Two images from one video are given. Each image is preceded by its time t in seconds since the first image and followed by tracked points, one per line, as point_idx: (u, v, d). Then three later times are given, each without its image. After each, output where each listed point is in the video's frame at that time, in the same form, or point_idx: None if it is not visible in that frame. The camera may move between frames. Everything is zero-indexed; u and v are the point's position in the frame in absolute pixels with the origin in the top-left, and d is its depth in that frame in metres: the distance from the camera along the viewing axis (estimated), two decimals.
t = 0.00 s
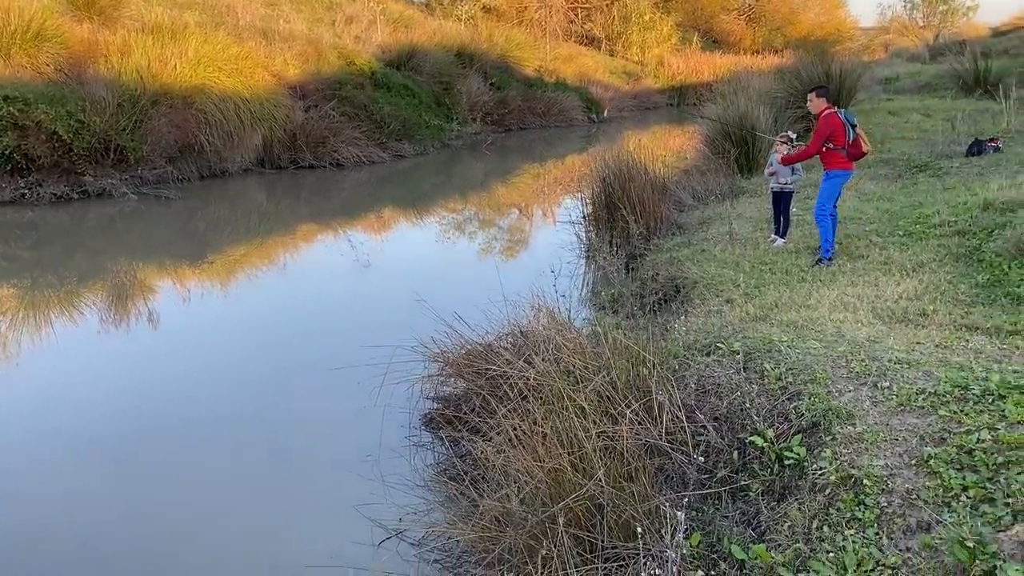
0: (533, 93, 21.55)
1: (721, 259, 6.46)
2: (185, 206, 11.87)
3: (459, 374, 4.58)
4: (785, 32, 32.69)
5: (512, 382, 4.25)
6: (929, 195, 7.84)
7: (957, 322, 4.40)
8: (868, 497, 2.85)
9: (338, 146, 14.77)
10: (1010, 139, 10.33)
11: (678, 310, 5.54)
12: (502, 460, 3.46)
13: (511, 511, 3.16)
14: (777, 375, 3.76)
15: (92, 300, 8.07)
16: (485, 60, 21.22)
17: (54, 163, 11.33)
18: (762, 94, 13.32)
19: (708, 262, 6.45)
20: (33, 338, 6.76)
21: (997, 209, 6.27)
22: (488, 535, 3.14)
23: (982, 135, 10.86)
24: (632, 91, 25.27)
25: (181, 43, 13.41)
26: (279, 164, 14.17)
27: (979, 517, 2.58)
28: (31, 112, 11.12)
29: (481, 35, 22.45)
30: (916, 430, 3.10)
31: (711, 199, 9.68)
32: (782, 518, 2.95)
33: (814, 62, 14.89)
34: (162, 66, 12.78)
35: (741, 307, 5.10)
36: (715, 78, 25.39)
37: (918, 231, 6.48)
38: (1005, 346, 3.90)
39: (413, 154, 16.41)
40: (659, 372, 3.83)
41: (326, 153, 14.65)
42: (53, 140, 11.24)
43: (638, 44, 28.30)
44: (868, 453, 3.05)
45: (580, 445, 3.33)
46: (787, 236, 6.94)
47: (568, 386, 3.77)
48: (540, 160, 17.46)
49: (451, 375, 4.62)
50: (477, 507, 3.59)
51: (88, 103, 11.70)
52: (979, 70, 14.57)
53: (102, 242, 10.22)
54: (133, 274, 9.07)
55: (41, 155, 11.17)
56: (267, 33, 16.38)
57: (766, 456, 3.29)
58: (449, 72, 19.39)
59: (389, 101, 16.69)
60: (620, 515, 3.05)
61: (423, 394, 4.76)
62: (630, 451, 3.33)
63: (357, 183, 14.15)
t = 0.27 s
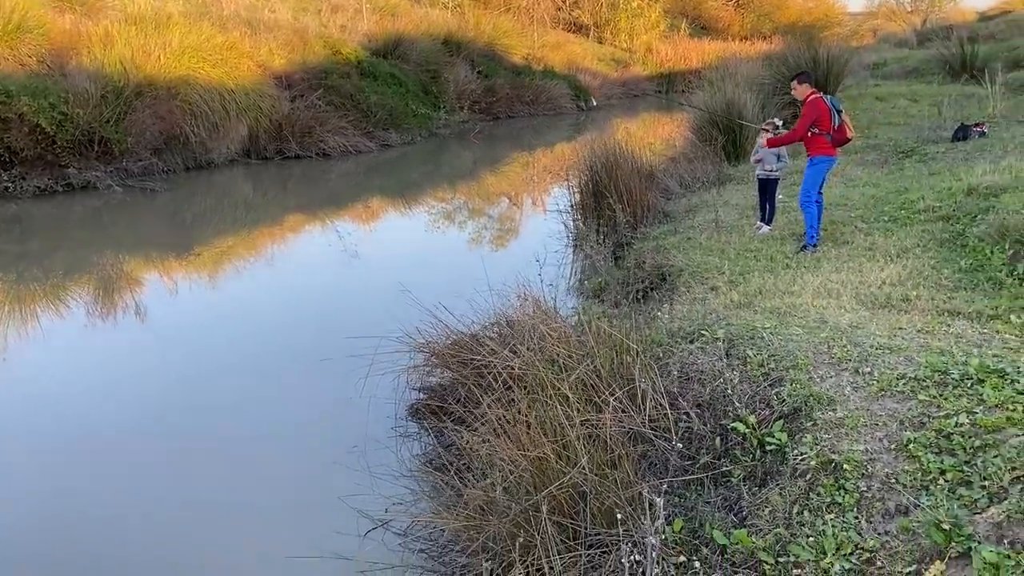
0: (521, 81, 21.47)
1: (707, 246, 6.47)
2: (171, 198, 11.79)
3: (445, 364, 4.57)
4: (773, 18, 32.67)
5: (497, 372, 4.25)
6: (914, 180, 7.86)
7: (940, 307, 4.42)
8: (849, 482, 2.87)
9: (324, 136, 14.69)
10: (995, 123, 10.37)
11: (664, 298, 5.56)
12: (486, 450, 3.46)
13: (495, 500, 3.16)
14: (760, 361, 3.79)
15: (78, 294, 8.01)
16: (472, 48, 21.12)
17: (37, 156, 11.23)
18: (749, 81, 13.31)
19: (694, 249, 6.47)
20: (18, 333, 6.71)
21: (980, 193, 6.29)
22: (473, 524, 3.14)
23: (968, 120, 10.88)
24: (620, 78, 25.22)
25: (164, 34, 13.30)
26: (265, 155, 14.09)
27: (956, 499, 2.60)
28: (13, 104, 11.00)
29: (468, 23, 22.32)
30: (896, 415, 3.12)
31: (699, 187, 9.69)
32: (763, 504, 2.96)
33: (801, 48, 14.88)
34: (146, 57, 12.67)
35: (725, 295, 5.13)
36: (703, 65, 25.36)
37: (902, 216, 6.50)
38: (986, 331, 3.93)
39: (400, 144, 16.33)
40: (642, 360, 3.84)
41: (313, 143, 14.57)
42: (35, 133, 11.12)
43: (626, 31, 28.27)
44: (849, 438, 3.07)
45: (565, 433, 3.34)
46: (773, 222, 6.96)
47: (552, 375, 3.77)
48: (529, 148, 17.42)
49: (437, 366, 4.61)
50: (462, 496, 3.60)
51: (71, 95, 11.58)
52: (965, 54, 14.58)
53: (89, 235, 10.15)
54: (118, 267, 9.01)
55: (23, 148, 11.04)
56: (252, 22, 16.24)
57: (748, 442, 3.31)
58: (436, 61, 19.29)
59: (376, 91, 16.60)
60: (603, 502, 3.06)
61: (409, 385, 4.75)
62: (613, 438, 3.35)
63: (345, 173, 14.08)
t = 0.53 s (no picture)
0: (506, 67, 21.34)
1: (687, 232, 6.47)
2: (150, 186, 11.67)
3: (418, 353, 4.51)
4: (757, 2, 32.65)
5: (469, 361, 4.20)
6: (893, 164, 7.88)
7: (913, 291, 4.43)
8: (817, 467, 2.87)
9: (306, 123, 14.54)
10: (974, 107, 10.41)
11: (642, 284, 5.55)
12: (458, 437, 3.43)
13: (466, 488, 3.14)
14: (733, 347, 3.79)
15: (60, 283, 7.91)
16: (456, 34, 20.96)
17: (14, 144, 11.09)
18: (732, 66, 13.29)
19: (673, 235, 6.46)
20: None
21: (958, 176, 6.29)
22: (444, 513, 3.12)
23: (950, 104, 10.90)
24: (604, 63, 25.12)
25: (142, 20, 13.15)
26: (246, 142, 13.94)
27: (922, 483, 2.61)
28: None
29: (452, 8, 22.14)
30: (866, 399, 3.12)
31: (682, 172, 9.68)
32: (732, 489, 2.96)
33: (784, 33, 14.87)
34: (124, 44, 12.51)
35: (701, 280, 5.14)
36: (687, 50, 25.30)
37: (881, 201, 6.51)
38: (957, 315, 3.94)
39: (383, 131, 16.21)
40: (615, 347, 3.82)
41: (295, 130, 14.43)
42: (12, 121, 10.96)
43: (610, 16, 28.27)
44: (818, 423, 3.07)
45: (536, 420, 3.32)
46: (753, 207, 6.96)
47: (524, 362, 3.73)
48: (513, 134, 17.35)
49: (412, 353, 4.57)
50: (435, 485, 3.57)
51: (48, 82, 11.40)
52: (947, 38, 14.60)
53: (67, 225, 10.04)
54: (100, 256, 8.92)
55: None
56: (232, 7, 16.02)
57: (720, 428, 3.31)
58: (419, 46, 19.14)
59: (358, 77, 16.46)
60: (573, 489, 3.05)
61: (385, 373, 4.71)
62: (584, 425, 3.33)
63: (327, 160, 13.97)
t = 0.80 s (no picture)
0: (494, 54, 21.19)
1: (666, 222, 6.42)
2: (132, 176, 11.56)
3: (388, 345, 4.46)
4: None
5: (438, 353, 4.15)
6: (875, 153, 7.83)
7: (887, 282, 4.39)
8: (779, 460, 2.84)
9: (290, 112, 14.40)
10: (959, 94, 10.35)
11: (618, 275, 5.52)
12: (422, 431, 3.40)
13: (426, 482, 3.10)
14: (702, 339, 3.75)
15: (42, 273, 7.83)
16: (444, 21, 20.79)
17: None
18: (719, 53, 13.21)
19: (651, 224, 6.43)
20: None
21: (937, 165, 6.25)
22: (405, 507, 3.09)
23: (935, 91, 10.84)
24: (593, 50, 24.97)
25: (123, 8, 13.02)
26: (230, 131, 13.80)
27: (883, 478, 2.58)
28: None
29: None
30: (831, 392, 3.10)
31: (666, 161, 9.62)
32: (695, 483, 2.94)
33: (772, 20, 14.79)
34: (105, 32, 12.38)
35: (677, 271, 5.11)
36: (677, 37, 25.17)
37: (860, 189, 6.46)
38: (928, 306, 3.90)
39: (369, 119, 16.09)
40: (582, 340, 3.79)
41: (279, 119, 14.30)
42: None
43: (600, 3, 28.13)
44: (782, 416, 3.05)
45: (500, 414, 3.28)
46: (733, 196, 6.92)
47: (489, 355, 3.68)
48: (500, 122, 17.24)
49: (382, 345, 4.51)
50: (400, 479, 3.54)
51: (28, 71, 11.31)
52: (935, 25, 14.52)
53: (49, 214, 9.95)
54: (83, 245, 8.83)
55: None
56: None
57: (686, 421, 3.28)
58: (406, 34, 19.00)
59: (343, 65, 16.32)
60: (534, 484, 3.01)
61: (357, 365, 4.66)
62: (548, 419, 3.30)
63: (311, 150, 13.86)
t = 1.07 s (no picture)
0: (479, 47, 21.08)
1: (644, 217, 6.39)
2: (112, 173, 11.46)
3: (358, 346, 4.41)
4: None
5: (406, 354, 4.10)
6: (855, 145, 7.79)
7: (860, 277, 4.36)
8: (742, 462, 2.82)
9: (272, 107, 14.28)
10: (941, 84, 10.32)
11: (594, 272, 5.49)
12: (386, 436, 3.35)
13: (388, 487, 3.06)
14: (671, 337, 3.73)
15: (22, 272, 7.74)
16: (428, 13, 20.66)
17: None
18: (703, 45, 13.16)
19: (629, 220, 6.40)
20: None
21: (914, 158, 6.21)
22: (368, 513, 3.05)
23: (917, 82, 10.78)
24: (580, 42, 24.87)
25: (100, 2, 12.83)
26: (211, 127, 13.66)
27: (844, 480, 2.56)
28: None
29: None
30: (796, 391, 3.07)
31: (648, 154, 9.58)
32: (658, 486, 2.92)
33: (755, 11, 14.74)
34: (83, 27, 12.19)
35: (651, 267, 5.08)
36: (663, 28, 25.09)
37: (838, 182, 6.43)
38: (899, 302, 3.88)
39: (353, 113, 15.98)
40: (550, 340, 3.75)
41: (261, 114, 14.18)
42: None
43: None
44: (747, 416, 3.02)
45: (464, 418, 3.24)
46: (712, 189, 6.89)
47: (455, 357, 3.64)
48: (485, 115, 17.14)
49: (352, 346, 4.45)
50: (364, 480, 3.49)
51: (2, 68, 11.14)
52: (918, 15, 14.48)
53: (29, 212, 9.86)
54: (63, 243, 8.75)
55: None
56: None
57: (652, 421, 3.26)
58: (390, 27, 18.88)
59: (326, 59, 16.21)
60: (495, 488, 2.98)
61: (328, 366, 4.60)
62: (513, 422, 3.27)
63: (294, 145, 13.75)
